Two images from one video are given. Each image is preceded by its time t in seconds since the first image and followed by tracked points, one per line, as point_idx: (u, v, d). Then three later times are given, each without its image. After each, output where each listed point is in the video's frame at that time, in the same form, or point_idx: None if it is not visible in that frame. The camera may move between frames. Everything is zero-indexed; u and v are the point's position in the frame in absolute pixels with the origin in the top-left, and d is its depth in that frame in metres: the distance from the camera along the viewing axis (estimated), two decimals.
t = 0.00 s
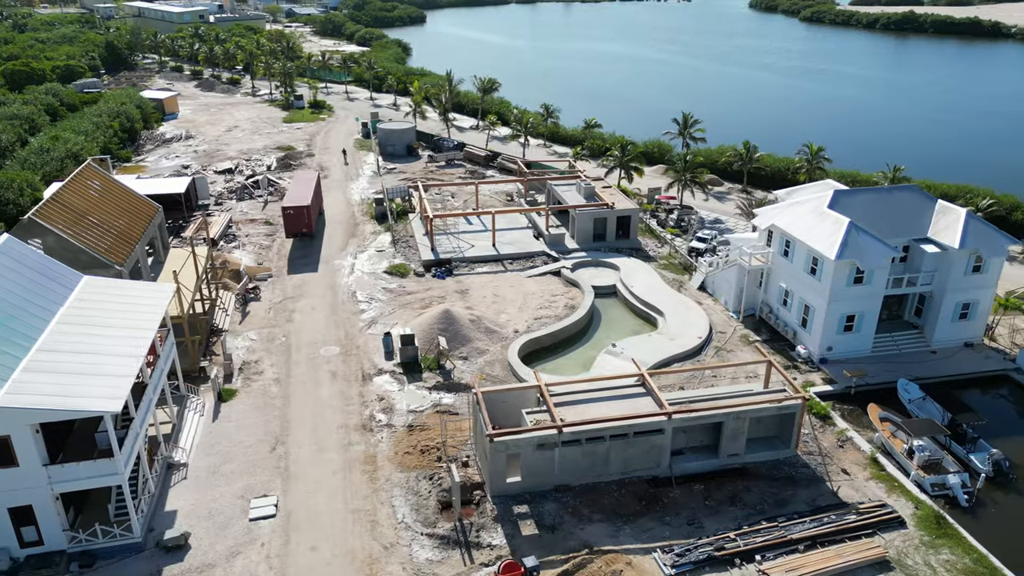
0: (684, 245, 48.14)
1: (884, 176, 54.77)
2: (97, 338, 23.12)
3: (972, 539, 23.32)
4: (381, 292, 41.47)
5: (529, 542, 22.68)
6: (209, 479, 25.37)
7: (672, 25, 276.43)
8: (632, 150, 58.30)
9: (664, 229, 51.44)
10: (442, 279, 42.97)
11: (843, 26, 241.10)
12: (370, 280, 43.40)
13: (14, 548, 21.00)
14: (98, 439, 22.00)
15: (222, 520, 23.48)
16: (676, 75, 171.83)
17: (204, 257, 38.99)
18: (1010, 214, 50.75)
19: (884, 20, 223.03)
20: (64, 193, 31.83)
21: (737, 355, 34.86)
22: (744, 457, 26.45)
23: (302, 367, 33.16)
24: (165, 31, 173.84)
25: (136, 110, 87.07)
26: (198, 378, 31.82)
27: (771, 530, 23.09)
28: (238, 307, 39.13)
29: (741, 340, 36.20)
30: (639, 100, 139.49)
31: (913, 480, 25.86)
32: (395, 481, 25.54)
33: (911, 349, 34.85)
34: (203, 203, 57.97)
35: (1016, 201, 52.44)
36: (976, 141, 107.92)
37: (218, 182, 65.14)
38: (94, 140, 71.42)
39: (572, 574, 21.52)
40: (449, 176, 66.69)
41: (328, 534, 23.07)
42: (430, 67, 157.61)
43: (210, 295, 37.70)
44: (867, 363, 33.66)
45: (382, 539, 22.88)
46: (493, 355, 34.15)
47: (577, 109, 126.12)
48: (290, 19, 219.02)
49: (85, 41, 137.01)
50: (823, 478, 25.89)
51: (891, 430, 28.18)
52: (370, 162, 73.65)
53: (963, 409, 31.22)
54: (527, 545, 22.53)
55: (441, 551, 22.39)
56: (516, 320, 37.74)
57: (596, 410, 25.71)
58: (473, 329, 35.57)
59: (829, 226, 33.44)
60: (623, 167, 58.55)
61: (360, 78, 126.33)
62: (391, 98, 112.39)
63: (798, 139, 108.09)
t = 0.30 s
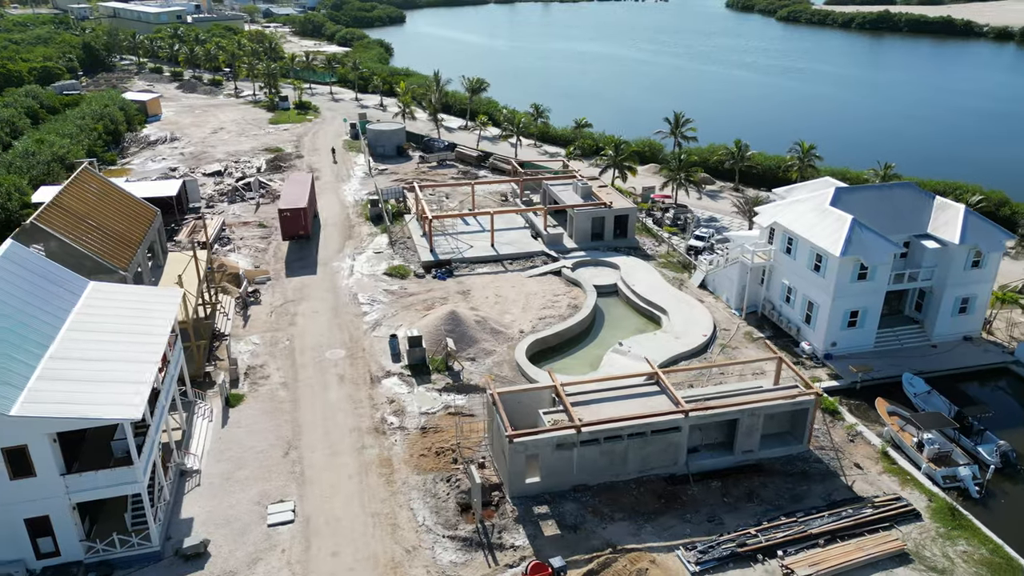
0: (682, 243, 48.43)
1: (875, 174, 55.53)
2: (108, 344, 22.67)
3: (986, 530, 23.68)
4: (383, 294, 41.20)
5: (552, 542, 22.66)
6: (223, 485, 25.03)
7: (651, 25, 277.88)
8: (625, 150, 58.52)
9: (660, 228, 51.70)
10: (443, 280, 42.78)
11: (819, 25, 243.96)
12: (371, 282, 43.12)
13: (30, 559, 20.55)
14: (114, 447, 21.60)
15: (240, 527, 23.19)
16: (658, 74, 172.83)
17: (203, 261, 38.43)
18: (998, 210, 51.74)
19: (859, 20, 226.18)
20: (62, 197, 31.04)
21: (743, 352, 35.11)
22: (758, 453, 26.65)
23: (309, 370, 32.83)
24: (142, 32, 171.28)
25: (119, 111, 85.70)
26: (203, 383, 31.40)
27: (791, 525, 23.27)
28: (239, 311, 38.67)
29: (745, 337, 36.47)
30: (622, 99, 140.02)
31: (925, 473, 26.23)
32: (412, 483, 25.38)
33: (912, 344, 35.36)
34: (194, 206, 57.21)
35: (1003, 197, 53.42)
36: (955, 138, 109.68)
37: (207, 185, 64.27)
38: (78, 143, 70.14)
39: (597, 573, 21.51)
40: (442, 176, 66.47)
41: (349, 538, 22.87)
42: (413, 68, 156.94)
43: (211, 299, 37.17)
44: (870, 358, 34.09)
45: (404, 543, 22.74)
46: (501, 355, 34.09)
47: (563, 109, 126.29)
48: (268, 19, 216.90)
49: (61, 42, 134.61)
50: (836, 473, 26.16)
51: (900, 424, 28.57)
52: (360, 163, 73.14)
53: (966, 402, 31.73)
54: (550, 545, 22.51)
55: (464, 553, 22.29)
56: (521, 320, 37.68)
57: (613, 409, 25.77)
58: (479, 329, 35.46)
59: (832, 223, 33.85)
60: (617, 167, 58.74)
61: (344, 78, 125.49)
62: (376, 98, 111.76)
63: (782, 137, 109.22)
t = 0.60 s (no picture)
0: (675, 241, 48.76)
1: (859, 170, 56.44)
2: (115, 353, 22.20)
3: (992, 517, 24.16)
4: (380, 296, 40.87)
5: (572, 542, 22.65)
6: (234, 493, 24.64)
7: (624, 24, 279.26)
8: (614, 149, 58.74)
9: (652, 226, 52.01)
10: (440, 282, 42.55)
11: (789, 24, 247.01)
12: (367, 284, 42.77)
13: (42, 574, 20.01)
14: (127, 456, 21.15)
15: (254, 535, 22.84)
16: (635, 73, 173.71)
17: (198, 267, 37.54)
18: (979, 204, 52.86)
19: (828, 19, 229.61)
20: (54, 203, 30.30)
21: (743, 348, 35.44)
22: (768, 448, 26.94)
23: (311, 374, 32.42)
24: (110, 33, 167.91)
25: (95, 114, 83.94)
26: (204, 390, 30.90)
27: (805, 518, 23.52)
28: (235, 316, 38.10)
29: (744, 334, 36.83)
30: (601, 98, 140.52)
31: (930, 463, 26.67)
32: (426, 486, 25.20)
33: (907, 337, 35.99)
34: (179, 210, 56.26)
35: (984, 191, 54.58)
36: (926, 134, 111.84)
37: (190, 188, 63.21)
38: (55, 147, 68.61)
39: (619, 572, 21.55)
40: (429, 177, 66.16)
41: (367, 544, 22.66)
42: (390, 68, 156.03)
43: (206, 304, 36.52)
44: (868, 352, 34.64)
45: (423, 546, 22.58)
46: (504, 356, 34.02)
47: (543, 109, 126.41)
48: (240, 19, 213.93)
49: (28, 43, 131.46)
50: (845, 465, 26.52)
51: (902, 416, 29.06)
52: (345, 164, 72.47)
53: (963, 393, 32.35)
54: (570, 545, 22.52)
55: (484, 555, 22.21)
56: (521, 320, 37.61)
57: (625, 407, 25.84)
58: (481, 330, 35.32)
59: (829, 219, 34.34)
60: (606, 165, 58.94)
61: (322, 79, 124.29)
62: (356, 99, 110.89)
63: (761, 135, 110.53)
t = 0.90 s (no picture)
0: (664, 239, 49.16)
1: (839, 166, 57.49)
2: (124, 361, 21.68)
3: (994, 504, 24.76)
4: (373, 298, 40.51)
5: (588, 541, 22.68)
6: (242, 502, 24.22)
7: (594, 24, 280.47)
8: (599, 148, 59.03)
9: (640, 224, 52.32)
10: (433, 283, 42.33)
11: (755, 22, 250.45)
12: (359, 286, 42.37)
13: None
14: (136, 468, 20.68)
15: (266, 544, 22.49)
16: (608, 72, 174.68)
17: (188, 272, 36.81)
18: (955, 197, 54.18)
19: (794, 18, 233.47)
20: (42, 210, 29.43)
21: (739, 344, 35.84)
22: (773, 442, 27.27)
23: (311, 379, 32.00)
24: (72, 34, 163.72)
25: (65, 118, 81.85)
26: (202, 398, 30.33)
27: (815, 510, 23.85)
28: (227, 322, 37.42)
29: (739, 330, 37.24)
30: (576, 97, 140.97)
31: (930, 453, 27.24)
32: (437, 489, 25.04)
33: (897, 329, 36.73)
34: (160, 215, 55.13)
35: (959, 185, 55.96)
36: (895, 130, 114.26)
37: (169, 192, 62.00)
38: (26, 152, 66.78)
39: (638, 569, 21.63)
40: (413, 178, 65.78)
41: (382, 549, 22.43)
42: (363, 68, 154.71)
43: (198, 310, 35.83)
44: (861, 344, 35.28)
45: (440, 550, 22.43)
46: (504, 356, 33.98)
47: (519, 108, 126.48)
48: (205, 19, 210.07)
49: None
50: (849, 457, 26.97)
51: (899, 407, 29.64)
52: (326, 166, 71.68)
53: (954, 382, 33.10)
54: (587, 544, 22.54)
55: (502, 557, 22.14)
56: (518, 320, 37.57)
57: (634, 405, 25.94)
58: (479, 331, 35.21)
59: (821, 215, 34.94)
60: (592, 165, 59.19)
61: (295, 80, 122.75)
62: (332, 100, 109.80)
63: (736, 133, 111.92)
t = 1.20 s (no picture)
0: (652, 237, 49.55)
1: (818, 163, 58.55)
2: (131, 372, 21.21)
3: (994, 490, 25.39)
4: (367, 301, 40.15)
5: (605, 539, 22.73)
6: (251, 511, 23.81)
7: (563, 24, 281.26)
8: (583, 147, 59.30)
9: (628, 222, 52.58)
10: (426, 285, 42.09)
11: (721, 21, 253.51)
12: (351, 289, 41.95)
13: None
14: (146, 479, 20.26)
15: (280, 552, 22.15)
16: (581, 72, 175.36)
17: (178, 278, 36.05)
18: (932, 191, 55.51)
19: (759, 17, 236.91)
20: (31, 217, 28.64)
21: (735, 340, 36.26)
22: (777, 435, 27.65)
23: (310, 384, 31.58)
24: (31, 36, 159.13)
25: (32, 121, 79.62)
26: (200, 406, 29.74)
27: (824, 501, 24.22)
28: (219, 328, 36.73)
29: (734, 326, 37.68)
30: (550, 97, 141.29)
31: (928, 442, 27.86)
32: (449, 491, 24.90)
33: (886, 322, 37.52)
34: (139, 220, 53.94)
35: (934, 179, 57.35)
36: (864, 127, 116.65)
37: (147, 197, 60.69)
38: None
39: (656, 565, 21.73)
40: (396, 179, 65.35)
41: (399, 553, 22.25)
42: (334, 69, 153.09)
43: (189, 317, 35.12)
44: (853, 337, 35.96)
45: (457, 552, 22.31)
46: (504, 357, 33.95)
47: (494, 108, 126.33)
48: (168, 20, 205.76)
49: None
50: (851, 448, 27.45)
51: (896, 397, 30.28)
52: (306, 168, 70.82)
53: (945, 372, 33.90)
54: (604, 542, 22.60)
55: (520, 557, 22.09)
56: (515, 320, 37.55)
57: (642, 401, 26.09)
58: (478, 333, 35.12)
59: (813, 211, 35.56)
60: (576, 164, 59.42)
61: (267, 82, 121.05)
62: (306, 101, 108.50)
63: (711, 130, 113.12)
